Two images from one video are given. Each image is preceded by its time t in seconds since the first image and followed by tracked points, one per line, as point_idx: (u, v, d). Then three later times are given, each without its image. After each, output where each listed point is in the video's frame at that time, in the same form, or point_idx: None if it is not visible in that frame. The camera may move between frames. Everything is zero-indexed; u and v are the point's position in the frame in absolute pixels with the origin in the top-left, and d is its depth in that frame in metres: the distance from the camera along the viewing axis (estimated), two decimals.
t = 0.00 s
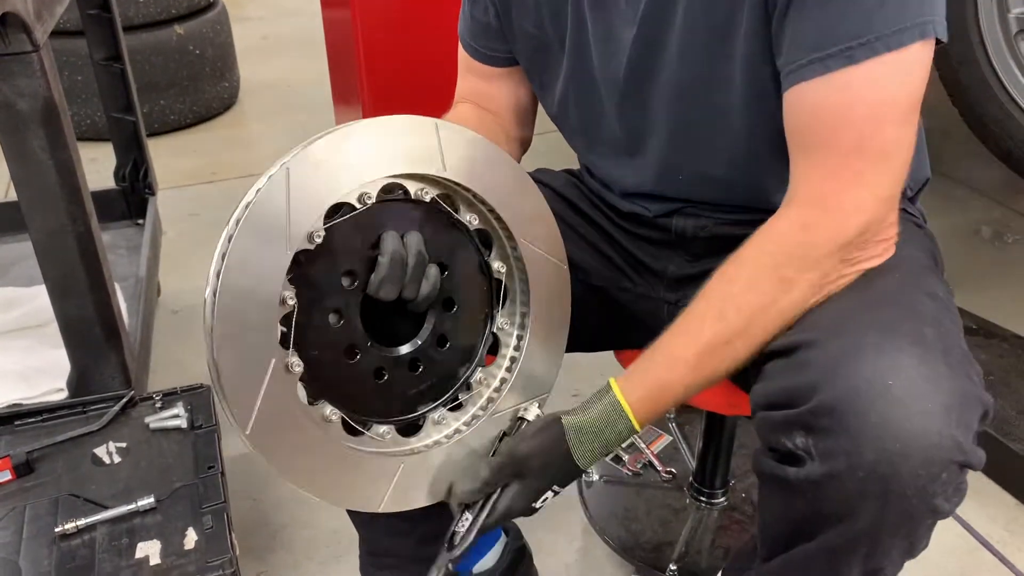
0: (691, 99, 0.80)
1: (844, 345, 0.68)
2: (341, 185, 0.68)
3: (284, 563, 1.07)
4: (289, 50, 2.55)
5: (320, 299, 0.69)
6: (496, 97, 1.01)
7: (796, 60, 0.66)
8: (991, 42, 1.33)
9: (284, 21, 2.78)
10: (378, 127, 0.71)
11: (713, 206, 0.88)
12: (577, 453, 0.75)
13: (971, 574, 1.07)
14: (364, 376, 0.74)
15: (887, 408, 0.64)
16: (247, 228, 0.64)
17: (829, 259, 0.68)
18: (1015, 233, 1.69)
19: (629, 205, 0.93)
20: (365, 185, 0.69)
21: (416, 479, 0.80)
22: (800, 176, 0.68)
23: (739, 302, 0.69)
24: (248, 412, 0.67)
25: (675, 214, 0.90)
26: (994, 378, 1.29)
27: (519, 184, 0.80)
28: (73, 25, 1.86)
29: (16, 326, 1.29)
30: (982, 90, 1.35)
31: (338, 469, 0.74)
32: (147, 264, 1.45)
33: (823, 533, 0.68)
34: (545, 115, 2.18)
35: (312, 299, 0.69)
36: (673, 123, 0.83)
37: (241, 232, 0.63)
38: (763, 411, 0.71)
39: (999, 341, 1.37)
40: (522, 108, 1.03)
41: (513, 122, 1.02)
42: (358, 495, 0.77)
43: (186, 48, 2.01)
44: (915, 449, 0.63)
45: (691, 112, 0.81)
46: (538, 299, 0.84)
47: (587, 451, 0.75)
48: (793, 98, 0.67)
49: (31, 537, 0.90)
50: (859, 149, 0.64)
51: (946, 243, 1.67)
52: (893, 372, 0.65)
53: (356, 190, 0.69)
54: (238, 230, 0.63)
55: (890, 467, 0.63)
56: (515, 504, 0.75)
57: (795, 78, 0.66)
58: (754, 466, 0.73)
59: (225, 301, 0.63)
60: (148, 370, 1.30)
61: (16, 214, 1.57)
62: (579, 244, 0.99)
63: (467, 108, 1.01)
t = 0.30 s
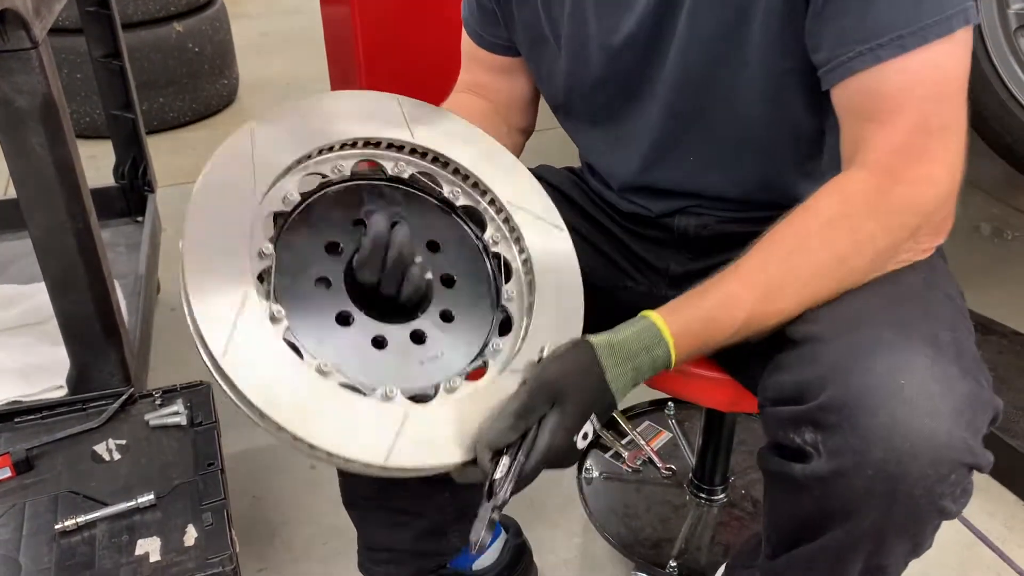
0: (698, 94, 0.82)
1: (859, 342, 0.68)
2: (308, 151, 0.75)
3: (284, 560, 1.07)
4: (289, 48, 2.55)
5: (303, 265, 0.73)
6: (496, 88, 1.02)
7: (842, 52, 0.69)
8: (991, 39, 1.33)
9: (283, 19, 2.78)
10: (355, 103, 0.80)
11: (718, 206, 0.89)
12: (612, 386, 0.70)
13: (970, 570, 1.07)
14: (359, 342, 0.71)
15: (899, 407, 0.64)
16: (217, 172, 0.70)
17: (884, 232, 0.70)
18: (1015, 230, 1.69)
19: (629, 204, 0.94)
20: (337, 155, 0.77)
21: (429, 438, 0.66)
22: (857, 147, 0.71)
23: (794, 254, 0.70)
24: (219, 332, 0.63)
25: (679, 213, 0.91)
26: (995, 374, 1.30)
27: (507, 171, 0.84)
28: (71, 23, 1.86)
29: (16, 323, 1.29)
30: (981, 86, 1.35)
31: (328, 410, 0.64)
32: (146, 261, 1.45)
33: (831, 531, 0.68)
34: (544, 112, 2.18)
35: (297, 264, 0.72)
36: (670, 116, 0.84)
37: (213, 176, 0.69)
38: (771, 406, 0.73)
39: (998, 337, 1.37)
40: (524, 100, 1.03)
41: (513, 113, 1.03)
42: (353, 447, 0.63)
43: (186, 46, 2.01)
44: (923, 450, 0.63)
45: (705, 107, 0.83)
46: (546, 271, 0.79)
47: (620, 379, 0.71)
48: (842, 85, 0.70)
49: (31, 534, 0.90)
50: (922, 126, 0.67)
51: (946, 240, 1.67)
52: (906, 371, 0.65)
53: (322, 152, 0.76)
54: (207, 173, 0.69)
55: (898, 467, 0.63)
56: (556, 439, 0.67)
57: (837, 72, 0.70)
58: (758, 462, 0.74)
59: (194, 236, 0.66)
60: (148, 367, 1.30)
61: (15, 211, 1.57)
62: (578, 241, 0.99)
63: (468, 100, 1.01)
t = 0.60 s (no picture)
0: (708, 91, 0.82)
1: (841, 337, 0.69)
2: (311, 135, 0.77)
3: (283, 559, 1.07)
4: (288, 46, 2.55)
5: (302, 245, 0.72)
6: (487, 73, 1.02)
7: (862, 47, 0.69)
8: (991, 37, 1.33)
9: (282, 18, 2.78)
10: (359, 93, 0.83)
11: (714, 209, 0.90)
12: (617, 348, 0.70)
13: (970, 568, 1.08)
14: (360, 319, 0.70)
15: (876, 401, 0.64)
16: (219, 142, 0.71)
17: (896, 222, 0.69)
18: (1014, 228, 1.69)
19: (625, 209, 0.95)
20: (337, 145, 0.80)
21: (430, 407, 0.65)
22: (870, 138, 0.71)
23: (805, 234, 0.70)
24: (214, 294, 0.61)
25: (675, 219, 0.92)
26: (994, 371, 1.30)
27: (511, 170, 0.86)
28: (71, 22, 1.86)
29: (16, 323, 1.29)
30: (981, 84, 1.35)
31: (328, 376, 0.62)
32: (146, 261, 1.45)
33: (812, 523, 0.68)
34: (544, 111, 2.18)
35: (294, 242, 0.72)
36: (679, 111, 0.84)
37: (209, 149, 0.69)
38: (754, 402, 0.74)
39: (997, 335, 1.37)
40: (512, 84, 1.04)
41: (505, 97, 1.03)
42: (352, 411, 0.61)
43: (185, 45, 2.00)
44: (898, 444, 0.63)
45: (714, 103, 0.83)
46: (548, 255, 0.81)
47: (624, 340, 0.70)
48: (857, 78, 0.70)
49: (31, 534, 0.90)
50: (938, 120, 0.68)
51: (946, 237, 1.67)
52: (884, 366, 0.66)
53: (320, 141, 0.79)
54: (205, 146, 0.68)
55: (873, 460, 0.63)
56: (566, 402, 0.66)
57: (857, 66, 0.70)
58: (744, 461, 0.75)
59: (188, 198, 0.65)
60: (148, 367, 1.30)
61: (14, 211, 1.57)
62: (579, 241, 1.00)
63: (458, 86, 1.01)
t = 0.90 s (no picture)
0: (700, 93, 0.82)
1: (830, 331, 0.69)
2: (323, 106, 0.79)
3: (285, 558, 1.07)
4: (289, 46, 2.54)
5: (303, 210, 0.73)
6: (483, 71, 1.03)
7: (856, 48, 0.69)
8: (993, 36, 1.33)
9: (282, 17, 2.78)
10: (371, 75, 0.84)
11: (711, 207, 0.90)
12: (609, 325, 0.70)
13: (971, 567, 1.07)
14: (357, 282, 0.71)
15: (860, 397, 0.65)
16: (231, 101, 0.72)
17: (891, 215, 0.69)
18: (1016, 227, 1.69)
19: (624, 209, 0.95)
20: (347, 119, 0.81)
21: (424, 366, 0.65)
22: (868, 134, 0.71)
23: (803, 222, 0.71)
24: (216, 236, 0.62)
25: (676, 221, 0.92)
26: (995, 370, 1.30)
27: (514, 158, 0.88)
28: (71, 21, 1.86)
29: (17, 322, 1.29)
30: (983, 82, 1.35)
31: (327, 326, 0.63)
32: (147, 260, 1.45)
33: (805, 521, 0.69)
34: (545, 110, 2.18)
35: (296, 205, 0.73)
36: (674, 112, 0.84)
37: (224, 106, 0.71)
38: (745, 397, 0.73)
39: (998, 334, 1.37)
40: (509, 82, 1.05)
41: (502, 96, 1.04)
42: (345, 361, 0.61)
43: (186, 44, 2.00)
44: (884, 440, 0.64)
45: (708, 105, 0.82)
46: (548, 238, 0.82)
47: (615, 319, 0.71)
48: (855, 78, 0.70)
49: (34, 533, 0.90)
50: (936, 118, 0.68)
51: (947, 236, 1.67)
52: (869, 362, 0.66)
53: (332, 114, 0.81)
54: (222, 100, 0.70)
55: (860, 456, 0.64)
56: (556, 371, 0.66)
57: (853, 69, 0.70)
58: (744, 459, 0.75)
59: (197, 148, 0.66)
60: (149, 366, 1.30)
61: (16, 211, 1.57)
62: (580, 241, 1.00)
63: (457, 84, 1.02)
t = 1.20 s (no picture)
0: (688, 99, 0.82)
1: (805, 323, 0.69)
2: (316, 93, 0.80)
3: (285, 557, 1.07)
4: (290, 44, 2.54)
5: (289, 193, 0.74)
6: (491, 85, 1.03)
7: (840, 51, 0.69)
8: (994, 36, 1.32)
9: (283, 16, 2.78)
10: (372, 62, 0.85)
11: (702, 208, 0.90)
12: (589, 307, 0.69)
13: (972, 567, 1.07)
14: (335, 262, 0.71)
15: (830, 387, 0.65)
16: (225, 88, 0.75)
17: (882, 210, 0.69)
18: (1017, 227, 1.68)
19: (619, 207, 0.95)
20: (345, 105, 0.82)
21: (394, 339, 0.64)
22: (854, 130, 0.71)
23: (793, 215, 0.70)
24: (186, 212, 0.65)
25: (670, 217, 0.92)
26: (996, 370, 1.29)
27: (514, 143, 0.86)
28: (72, 21, 1.86)
29: (17, 322, 1.29)
30: (983, 81, 1.35)
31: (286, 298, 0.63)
32: (148, 259, 1.45)
33: (788, 520, 0.68)
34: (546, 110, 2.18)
35: (280, 190, 0.74)
36: (660, 118, 0.84)
37: (213, 98, 0.74)
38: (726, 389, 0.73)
39: (999, 334, 1.37)
40: (519, 95, 1.05)
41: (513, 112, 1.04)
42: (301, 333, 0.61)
43: (187, 44, 2.00)
44: (856, 431, 0.64)
45: (697, 111, 0.82)
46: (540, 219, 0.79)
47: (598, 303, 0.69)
48: (839, 83, 0.71)
49: (33, 532, 0.90)
50: (920, 117, 0.69)
51: (948, 236, 1.66)
52: (842, 353, 0.66)
53: (329, 101, 0.82)
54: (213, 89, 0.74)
55: (834, 447, 0.64)
56: (512, 347, 0.64)
57: (836, 72, 0.70)
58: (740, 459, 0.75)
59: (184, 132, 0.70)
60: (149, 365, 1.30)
61: (16, 210, 1.56)
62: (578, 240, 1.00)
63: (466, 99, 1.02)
